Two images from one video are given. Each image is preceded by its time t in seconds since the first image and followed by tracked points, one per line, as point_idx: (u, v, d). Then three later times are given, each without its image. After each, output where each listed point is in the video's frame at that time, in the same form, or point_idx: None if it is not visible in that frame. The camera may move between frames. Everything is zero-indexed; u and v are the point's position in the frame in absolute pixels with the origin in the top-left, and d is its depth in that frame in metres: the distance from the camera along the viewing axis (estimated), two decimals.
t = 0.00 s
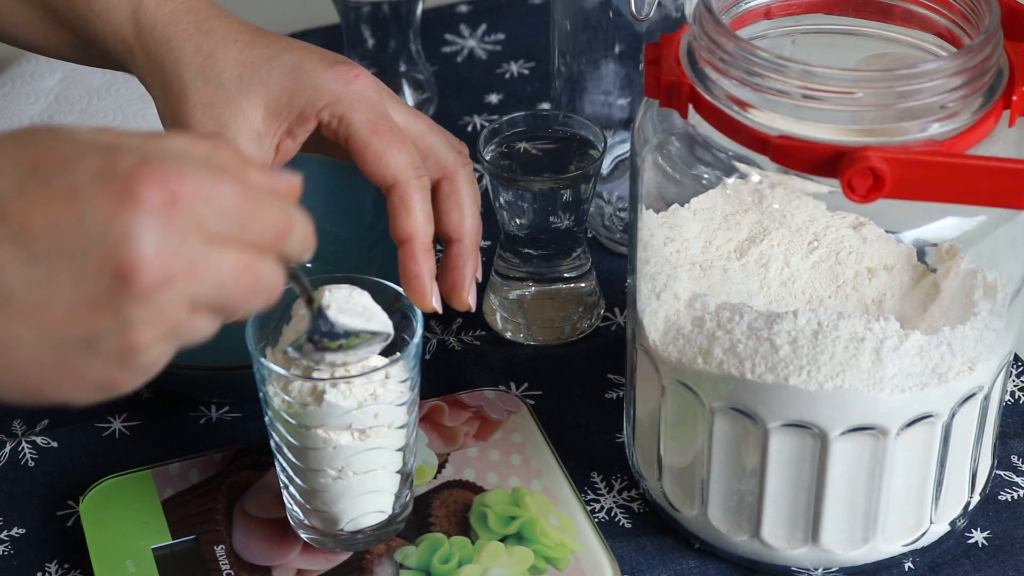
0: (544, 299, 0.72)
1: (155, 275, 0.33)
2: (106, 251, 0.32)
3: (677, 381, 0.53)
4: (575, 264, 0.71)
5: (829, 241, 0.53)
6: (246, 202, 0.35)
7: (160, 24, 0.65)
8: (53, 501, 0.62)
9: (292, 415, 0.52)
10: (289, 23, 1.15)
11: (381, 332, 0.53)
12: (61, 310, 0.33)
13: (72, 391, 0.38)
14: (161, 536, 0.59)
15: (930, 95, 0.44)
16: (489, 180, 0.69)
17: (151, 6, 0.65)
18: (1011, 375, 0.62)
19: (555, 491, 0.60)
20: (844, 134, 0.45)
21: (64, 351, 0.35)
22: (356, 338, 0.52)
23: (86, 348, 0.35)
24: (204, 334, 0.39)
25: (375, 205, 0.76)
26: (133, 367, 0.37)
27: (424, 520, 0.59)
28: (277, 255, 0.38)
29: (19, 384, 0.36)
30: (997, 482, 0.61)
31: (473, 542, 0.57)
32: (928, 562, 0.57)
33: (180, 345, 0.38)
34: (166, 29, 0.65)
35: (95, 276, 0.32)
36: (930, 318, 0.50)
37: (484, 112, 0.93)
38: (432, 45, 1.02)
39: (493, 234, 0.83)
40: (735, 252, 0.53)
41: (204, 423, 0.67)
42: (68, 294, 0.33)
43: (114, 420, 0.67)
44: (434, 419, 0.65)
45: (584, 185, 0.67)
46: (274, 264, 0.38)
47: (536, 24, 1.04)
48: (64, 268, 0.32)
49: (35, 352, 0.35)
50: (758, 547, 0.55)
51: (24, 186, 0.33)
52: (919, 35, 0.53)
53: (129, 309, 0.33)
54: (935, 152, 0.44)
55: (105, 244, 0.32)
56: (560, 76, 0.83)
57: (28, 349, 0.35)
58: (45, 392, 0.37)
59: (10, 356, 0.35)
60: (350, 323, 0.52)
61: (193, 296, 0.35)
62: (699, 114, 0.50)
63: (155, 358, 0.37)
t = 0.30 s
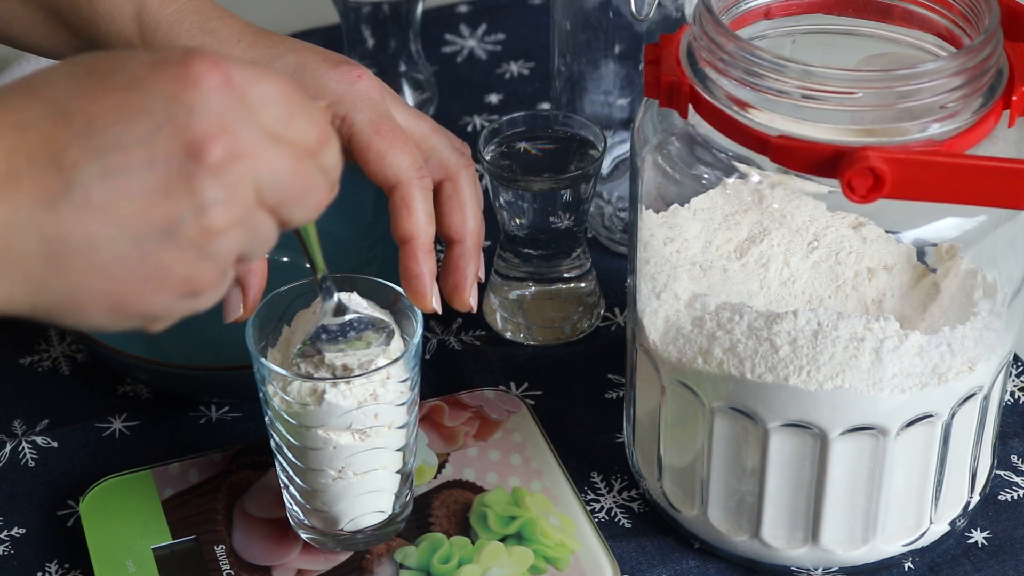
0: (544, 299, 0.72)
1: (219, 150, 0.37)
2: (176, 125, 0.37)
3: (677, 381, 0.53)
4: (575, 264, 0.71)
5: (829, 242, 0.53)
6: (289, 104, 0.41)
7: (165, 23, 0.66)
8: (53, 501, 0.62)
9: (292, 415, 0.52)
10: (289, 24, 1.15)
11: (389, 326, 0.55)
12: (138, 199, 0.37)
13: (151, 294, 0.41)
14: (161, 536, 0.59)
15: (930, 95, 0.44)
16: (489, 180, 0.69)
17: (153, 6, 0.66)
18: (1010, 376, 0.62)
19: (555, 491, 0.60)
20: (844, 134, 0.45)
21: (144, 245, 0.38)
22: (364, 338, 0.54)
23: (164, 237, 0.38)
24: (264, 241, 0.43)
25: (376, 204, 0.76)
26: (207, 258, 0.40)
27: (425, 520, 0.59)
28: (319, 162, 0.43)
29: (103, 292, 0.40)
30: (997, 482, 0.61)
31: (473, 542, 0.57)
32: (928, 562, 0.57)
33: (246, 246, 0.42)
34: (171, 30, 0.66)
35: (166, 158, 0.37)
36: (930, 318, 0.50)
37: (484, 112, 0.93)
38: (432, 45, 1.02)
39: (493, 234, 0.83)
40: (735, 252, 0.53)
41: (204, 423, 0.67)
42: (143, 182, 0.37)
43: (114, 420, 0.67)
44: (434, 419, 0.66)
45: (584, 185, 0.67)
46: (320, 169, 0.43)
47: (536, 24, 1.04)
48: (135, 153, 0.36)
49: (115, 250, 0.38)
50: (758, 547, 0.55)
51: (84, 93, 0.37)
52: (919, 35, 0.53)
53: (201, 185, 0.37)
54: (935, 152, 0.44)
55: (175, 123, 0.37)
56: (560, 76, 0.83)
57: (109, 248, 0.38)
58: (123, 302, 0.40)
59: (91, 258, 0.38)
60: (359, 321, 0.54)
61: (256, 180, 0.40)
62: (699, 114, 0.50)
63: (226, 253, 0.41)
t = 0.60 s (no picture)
0: (544, 299, 0.71)
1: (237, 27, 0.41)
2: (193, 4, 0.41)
3: (677, 381, 0.53)
4: (575, 264, 0.71)
5: (829, 241, 0.53)
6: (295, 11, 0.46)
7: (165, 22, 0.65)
8: (53, 501, 0.62)
9: (292, 415, 0.52)
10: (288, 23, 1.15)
11: (397, 315, 0.55)
12: (163, 70, 0.40)
13: (186, 178, 0.42)
14: (161, 536, 0.59)
15: (930, 95, 0.44)
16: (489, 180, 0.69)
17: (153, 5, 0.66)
18: (1011, 376, 0.62)
19: (555, 491, 0.60)
20: (844, 134, 0.45)
21: (177, 122, 0.40)
22: (374, 344, 0.54)
23: (195, 111, 0.40)
24: (285, 133, 0.45)
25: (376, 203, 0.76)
26: (236, 132, 0.42)
27: (425, 520, 0.59)
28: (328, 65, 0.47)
29: (139, 178, 0.41)
30: (997, 482, 0.61)
31: (473, 541, 0.57)
32: (928, 562, 0.57)
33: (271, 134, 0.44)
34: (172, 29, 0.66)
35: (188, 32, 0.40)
36: (930, 318, 0.50)
37: (484, 112, 0.93)
38: (432, 45, 1.02)
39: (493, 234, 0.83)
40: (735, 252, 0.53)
41: (204, 423, 0.67)
42: (168, 54, 0.40)
43: (114, 420, 0.67)
44: (433, 419, 0.66)
45: (584, 185, 0.67)
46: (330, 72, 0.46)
47: (536, 24, 1.04)
48: (157, 30, 0.40)
49: (147, 130, 0.40)
50: (758, 547, 0.55)
51: None
52: (919, 35, 0.53)
53: (220, 53, 0.41)
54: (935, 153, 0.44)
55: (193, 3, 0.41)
56: (560, 76, 0.83)
57: (142, 127, 0.40)
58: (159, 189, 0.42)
59: (123, 139, 0.40)
60: (370, 327, 0.54)
61: (274, 60, 0.43)
62: (699, 115, 0.50)
63: (252, 130, 0.43)
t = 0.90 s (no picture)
0: (544, 299, 0.71)
1: None
2: None
3: (677, 381, 0.53)
4: (575, 264, 0.71)
5: (829, 242, 0.53)
6: None
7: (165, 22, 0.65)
8: (54, 501, 0.62)
9: (292, 415, 0.52)
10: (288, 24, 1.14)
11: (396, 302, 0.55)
12: (166, 21, 0.41)
13: (192, 129, 0.42)
14: (161, 536, 0.59)
15: (930, 95, 0.44)
16: (489, 180, 0.69)
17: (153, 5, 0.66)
18: (1011, 376, 0.62)
19: (555, 491, 0.60)
20: (844, 134, 0.45)
21: (181, 69, 0.40)
22: (373, 334, 0.53)
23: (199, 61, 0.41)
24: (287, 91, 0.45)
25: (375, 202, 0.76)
26: (240, 81, 0.42)
27: (425, 520, 0.59)
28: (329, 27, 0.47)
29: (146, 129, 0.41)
30: (997, 482, 0.61)
31: (473, 541, 0.57)
32: (928, 562, 0.57)
33: (274, 85, 0.44)
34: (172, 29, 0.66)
35: None
36: (930, 318, 0.50)
37: (484, 112, 0.93)
38: (432, 45, 1.02)
39: (493, 234, 0.83)
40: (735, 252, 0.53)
41: (204, 423, 0.67)
42: (169, 7, 0.41)
43: (114, 420, 0.67)
44: (433, 419, 0.65)
45: (584, 185, 0.67)
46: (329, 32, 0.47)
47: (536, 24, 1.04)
48: None
49: (152, 80, 0.40)
50: (758, 547, 0.55)
51: None
52: (919, 35, 0.53)
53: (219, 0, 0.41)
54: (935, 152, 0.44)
55: None
56: (560, 76, 0.83)
57: (147, 76, 0.40)
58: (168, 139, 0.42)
59: (128, 88, 0.40)
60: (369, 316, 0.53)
61: (273, 11, 0.43)
62: (699, 115, 0.50)
63: (257, 80, 0.43)
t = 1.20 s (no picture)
0: (544, 299, 0.71)
1: None
2: None
3: (677, 381, 0.53)
4: (575, 264, 0.71)
5: (829, 242, 0.53)
6: None
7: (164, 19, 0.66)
8: (54, 501, 0.62)
9: (292, 415, 0.52)
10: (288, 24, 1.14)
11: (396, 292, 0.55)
12: None
13: (190, 88, 0.42)
14: (161, 536, 0.59)
15: (930, 95, 0.44)
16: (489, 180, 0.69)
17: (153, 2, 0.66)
18: (1011, 375, 0.61)
19: (555, 491, 0.60)
20: (844, 134, 0.45)
21: (175, 26, 0.41)
22: (372, 335, 0.52)
23: (194, 21, 0.41)
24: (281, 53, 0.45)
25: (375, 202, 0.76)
26: (235, 39, 0.42)
27: (424, 520, 0.59)
28: None
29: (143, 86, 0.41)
30: (997, 482, 0.61)
31: (473, 541, 0.57)
32: (928, 562, 0.57)
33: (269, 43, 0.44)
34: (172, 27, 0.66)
35: None
36: (930, 318, 0.50)
37: (484, 112, 0.93)
38: (432, 45, 1.02)
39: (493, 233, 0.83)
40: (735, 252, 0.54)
41: (204, 423, 0.67)
42: None
43: (114, 420, 0.67)
44: (433, 419, 0.65)
45: (584, 185, 0.67)
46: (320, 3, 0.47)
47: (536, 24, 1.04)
48: None
49: (146, 38, 0.40)
50: (758, 547, 0.55)
51: None
52: (919, 35, 0.53)
53: None
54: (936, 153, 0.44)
55: None
56: (560, 76, 0.83)
57: (141, 35, 0.40)
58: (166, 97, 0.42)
59: (123, 46, 0.40)
60: (369, 317, 0.53)
61: None
62: (699, 114, 0.50)
63: (251, 39, 0.43)
